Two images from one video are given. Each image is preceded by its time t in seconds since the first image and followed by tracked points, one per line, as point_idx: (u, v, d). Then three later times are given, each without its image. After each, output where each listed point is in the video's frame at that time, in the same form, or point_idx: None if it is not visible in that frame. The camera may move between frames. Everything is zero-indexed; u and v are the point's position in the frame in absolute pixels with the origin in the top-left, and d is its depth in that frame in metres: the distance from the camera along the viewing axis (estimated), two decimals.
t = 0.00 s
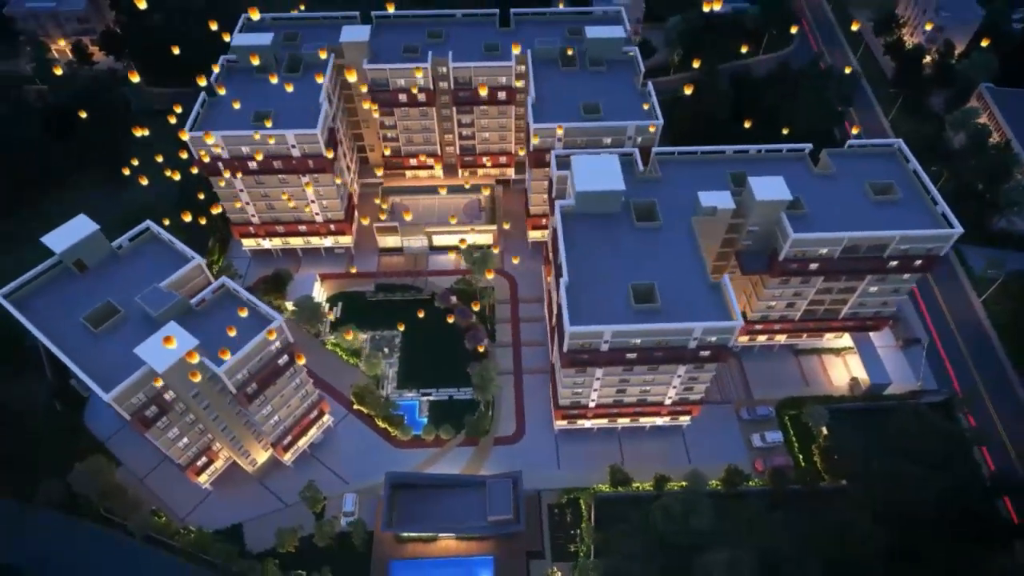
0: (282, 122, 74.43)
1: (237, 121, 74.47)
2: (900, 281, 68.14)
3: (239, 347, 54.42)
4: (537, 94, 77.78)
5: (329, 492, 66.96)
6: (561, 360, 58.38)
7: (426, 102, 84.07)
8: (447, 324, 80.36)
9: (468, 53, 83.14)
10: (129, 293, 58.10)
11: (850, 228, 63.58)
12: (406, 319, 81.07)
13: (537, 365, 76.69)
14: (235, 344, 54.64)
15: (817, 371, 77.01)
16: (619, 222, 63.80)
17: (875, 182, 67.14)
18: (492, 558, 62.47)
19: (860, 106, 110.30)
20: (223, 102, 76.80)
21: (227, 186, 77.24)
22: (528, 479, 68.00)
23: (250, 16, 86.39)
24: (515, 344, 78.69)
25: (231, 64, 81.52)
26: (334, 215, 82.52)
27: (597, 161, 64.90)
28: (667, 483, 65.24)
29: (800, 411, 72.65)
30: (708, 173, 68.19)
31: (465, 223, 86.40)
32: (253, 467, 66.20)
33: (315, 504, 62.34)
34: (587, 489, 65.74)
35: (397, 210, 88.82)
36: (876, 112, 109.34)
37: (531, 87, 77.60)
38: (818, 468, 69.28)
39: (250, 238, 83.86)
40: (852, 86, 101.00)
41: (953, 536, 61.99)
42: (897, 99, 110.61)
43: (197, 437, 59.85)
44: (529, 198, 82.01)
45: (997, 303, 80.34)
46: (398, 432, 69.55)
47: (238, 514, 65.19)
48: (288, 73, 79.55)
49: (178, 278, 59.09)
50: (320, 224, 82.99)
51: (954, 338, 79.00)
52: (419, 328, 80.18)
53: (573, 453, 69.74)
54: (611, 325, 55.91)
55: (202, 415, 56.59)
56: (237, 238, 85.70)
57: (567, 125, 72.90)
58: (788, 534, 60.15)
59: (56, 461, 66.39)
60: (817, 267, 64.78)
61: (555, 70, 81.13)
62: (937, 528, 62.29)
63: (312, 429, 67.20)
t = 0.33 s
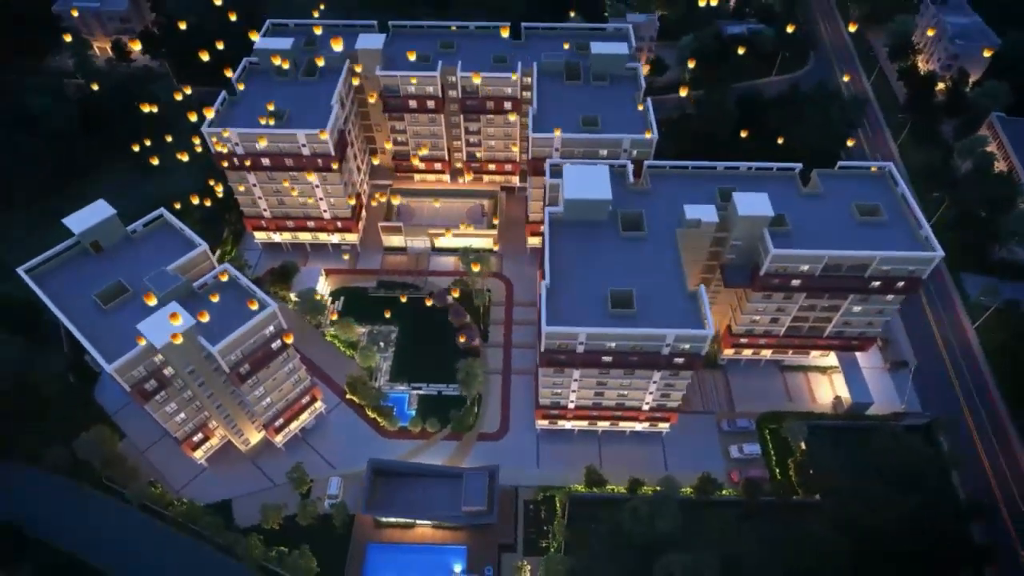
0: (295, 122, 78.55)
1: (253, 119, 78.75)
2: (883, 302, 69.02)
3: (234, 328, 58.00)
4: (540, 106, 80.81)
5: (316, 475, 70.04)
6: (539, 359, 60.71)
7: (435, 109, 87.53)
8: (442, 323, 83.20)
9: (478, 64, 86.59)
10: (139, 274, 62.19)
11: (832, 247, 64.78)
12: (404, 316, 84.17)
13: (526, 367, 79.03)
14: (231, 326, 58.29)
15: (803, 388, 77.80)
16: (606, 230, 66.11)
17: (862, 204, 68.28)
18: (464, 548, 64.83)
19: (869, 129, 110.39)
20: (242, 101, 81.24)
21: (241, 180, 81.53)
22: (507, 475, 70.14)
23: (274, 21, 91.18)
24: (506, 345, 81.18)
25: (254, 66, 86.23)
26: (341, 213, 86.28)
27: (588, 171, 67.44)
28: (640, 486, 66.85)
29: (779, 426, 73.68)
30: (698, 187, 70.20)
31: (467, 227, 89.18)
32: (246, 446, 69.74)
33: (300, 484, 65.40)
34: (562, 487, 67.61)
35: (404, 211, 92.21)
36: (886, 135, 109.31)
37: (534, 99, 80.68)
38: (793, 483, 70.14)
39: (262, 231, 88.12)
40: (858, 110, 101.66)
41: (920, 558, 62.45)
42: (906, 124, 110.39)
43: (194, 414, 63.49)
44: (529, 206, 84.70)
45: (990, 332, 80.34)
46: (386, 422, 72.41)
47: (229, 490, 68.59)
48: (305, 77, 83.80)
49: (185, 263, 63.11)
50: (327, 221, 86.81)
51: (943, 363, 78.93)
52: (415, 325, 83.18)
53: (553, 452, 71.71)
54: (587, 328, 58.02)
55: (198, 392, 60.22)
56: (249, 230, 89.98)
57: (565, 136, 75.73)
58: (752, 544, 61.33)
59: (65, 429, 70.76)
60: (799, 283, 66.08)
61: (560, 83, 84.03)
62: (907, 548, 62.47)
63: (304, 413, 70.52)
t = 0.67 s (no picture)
0: (305, 123, 82.25)
1: (266, 119, 82.64)
2: (867, 318, 69.96)
3: (232, 314, 61.32)
4: (541, 115, 83.58)
5: (308, 461, 72.91)
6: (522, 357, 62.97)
7: (441, 115, 90.66)
8: (438, 321, 85.88)
9: (484, 73, 89.72)
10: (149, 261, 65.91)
11: (814, 260, 66.15)
12: (402, 313, 86.98)
13: (516, 367, 81.22)
14: (230, 312, 61.62)
15: (788, 400, 78.73)
16: (594, 235, 68.38)
17: (848, 221, 69.50)
18: (444, 538, 66.91)
19: (874, 149, 110.77)
20: (257, 102, 85.27)
21: (253, 177, 85.34)
22: (491, 470, 72.22)
23: (294, 28, 95.56)
24: (499, 346, 83.55)
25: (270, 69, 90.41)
26: (347, 212, 89.59)
27: (579, 178, 69.93)
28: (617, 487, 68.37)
29: (761, 436, 74.60)
30: (687, 198, 72.19)
31: (467, 230, 91.86)
32: (243, 430, 72.97)
33: (291, 468, 68.19)
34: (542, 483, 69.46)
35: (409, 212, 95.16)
36: (890, 155, 109.59)
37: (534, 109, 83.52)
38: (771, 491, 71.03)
39: (271, 227, 91.78)
40: (859, 129, 102.74)
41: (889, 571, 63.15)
42: (911, 145, 110.61)
43: (194, 395, 66.78)
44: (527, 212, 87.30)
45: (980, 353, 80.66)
46: (378, 414, 75.13)
47: (224, 471, 71.72)
48: (318, 81, 87.64)
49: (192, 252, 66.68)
50: (333, 219, 90.15)
51: (931, 383, 79.26)
52: (412, 323, 85.91)
53: (536, 451, 73.64)
54: (568, 328, 60.14)
55: (198, 374, 63.48)
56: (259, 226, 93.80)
57: (561, 144, 78.35)
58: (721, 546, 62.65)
59: (75, 406, 74.66)
60: (782, 295, 67.47)
61: (562, 94, 86.79)
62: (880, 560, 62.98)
63: (299, 401, 73.56)
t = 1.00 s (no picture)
0: (315, 126, 86.03)
1: (279, 121, 86.69)
2: (849, 330, 71.22)
3: (234, 302, 65.06)
4: (541, 124, 86.62)
5: (301, 447, 75.95)
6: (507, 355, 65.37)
7: (447, 121, 93.91)
8: (434, 320, 88.77)
9: (490, 83, 92.90)
10: (160, 250, 69.92)
11: (796, 271, 67.80)
12: (401, 311, 90.04)
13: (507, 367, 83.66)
14: (232, 300, 65.40)
15: (773, 410, 80.05)
16: (582, 240, 70.87)
17: (833, 234, 71.03)
18: (427, 526, 69.38)
19: (876, 167, 111.70)
20: (271, 104, 89.35)
21: (265, 175, 89.37)
22: (477, 464, 74.58)
23: (311, 35, 99.97)
24: (492, 346, 86.12)
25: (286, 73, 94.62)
26: (352, 212, 93.13)
27: (570, 184, 72.51)
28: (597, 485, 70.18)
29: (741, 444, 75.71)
30: (675, 208, 74.49)
31: (468, 233, 94.78)
32: (242, 415, 76.48)
33: (284, 453, 71.22)
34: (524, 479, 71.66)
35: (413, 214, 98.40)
36: (891, 173, 110.47)
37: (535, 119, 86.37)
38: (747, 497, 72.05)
39: (281, 224, 95.78)
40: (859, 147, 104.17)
41: None
42: (913, 164, 111.42)
43: (196, 379, 70.33)
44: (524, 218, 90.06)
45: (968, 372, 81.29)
46: (371, 406, 78.02)
47: (222, 453, 75.15)
48: (331, 86, 91.58)
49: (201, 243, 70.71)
50: (340, 218, 93.73)
51: (916, 399, 79.95)
52: (410, 320, 88.89)
53: (521, 448, 75.86)
54: (550, 328, 62.49)
55: (200, 358, 67.15)
56: (270, 223, 97.90)
57: (557, 152, 81.13)
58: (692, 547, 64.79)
59: (88, 386, 78.88)
60: (764, 304, 69.15)
61: (563, 104, 89.66)
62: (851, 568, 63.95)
63: (296, 390, 76.87)
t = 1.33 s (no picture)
0: (326, 130, 91.05)
1: (293, 124, 92.05)
2: (825, 342, 73.25)
3: (237, 289, 69.83)
4: (540, 134, 90.70)
5: (297, 432, 80.21)
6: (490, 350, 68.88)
7: (453, 130, 98.41)
8: (431, 318, 92.70)
9: (495, 94, 97.28)
10: (173, 239, 75.14)
11: (772, 282, 70.29)
12: (400, 308, 94.24)
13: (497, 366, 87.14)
14: (236, 287, 70.22)
15: (752, 418, 82.19)
16: (568, 245, 74.37)
17: (812, 249, 73.38)
18: (408, 511, 72.84)
19: (874, 188, 113.51)
20: (287, 108, 94.81)
21: (278, 175, 94.71)
22: (461, 456, 78.00)
23: (330, 45, 105.67)
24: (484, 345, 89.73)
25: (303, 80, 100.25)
26: (359, 212, 97.80)
27: (560, 193, 76.18)
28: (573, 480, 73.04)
29: (716, 450, 78.13)
30: (661, 219, 77.72)
31: (468, 237, 98.77)
32: (243, 398, 81.13)
33: (279, 435, 75.50)
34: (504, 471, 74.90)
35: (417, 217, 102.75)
36: (890, 195, 112.02)
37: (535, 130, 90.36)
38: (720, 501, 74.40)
39: (293, 221, 101.08)
40: (856, 168, 106.24)
41: None
42: (911, 187, 113.08)
43: (201, 361, 75.14)
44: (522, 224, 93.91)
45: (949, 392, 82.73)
46: (365, 396, 81.82)
47: (223, 433, 79.80)
48: (344, 93, 96.85)
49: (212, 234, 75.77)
50: (347, 218, 98.55)
51: (895, 415, 81.58)
52: (409, 318, 92.97)
53: (504, 442, 79.16)
54: (530, 326, 65.83)
55: (205, 341, 71.95)
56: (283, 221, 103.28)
57: (553, 162, 85.04)
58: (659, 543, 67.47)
59: (103, 364, 84.34)
60: (741, 313, 71.65)
61: (563, 117, 93.70)
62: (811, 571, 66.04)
63: (295, 377, 81.29)
